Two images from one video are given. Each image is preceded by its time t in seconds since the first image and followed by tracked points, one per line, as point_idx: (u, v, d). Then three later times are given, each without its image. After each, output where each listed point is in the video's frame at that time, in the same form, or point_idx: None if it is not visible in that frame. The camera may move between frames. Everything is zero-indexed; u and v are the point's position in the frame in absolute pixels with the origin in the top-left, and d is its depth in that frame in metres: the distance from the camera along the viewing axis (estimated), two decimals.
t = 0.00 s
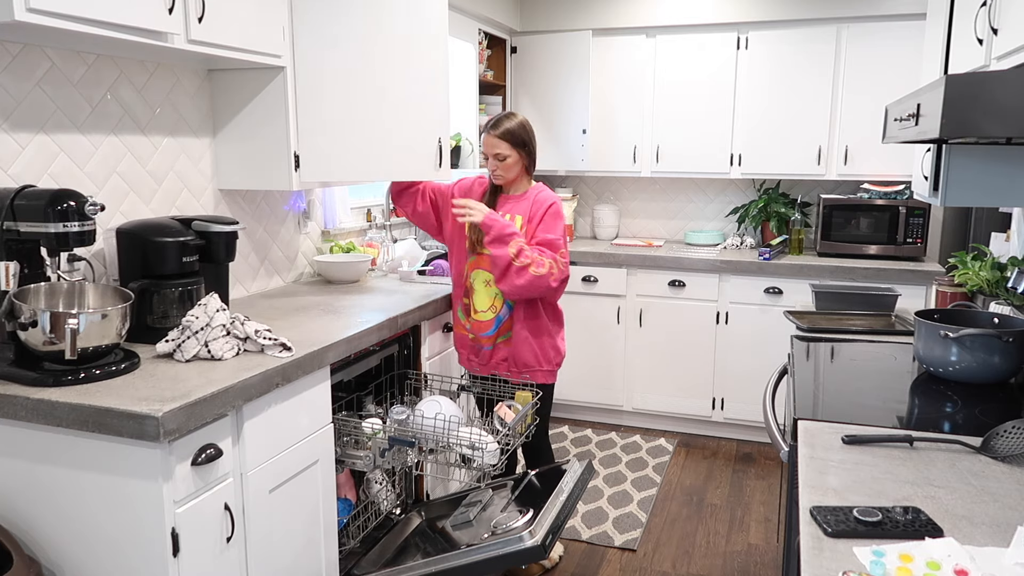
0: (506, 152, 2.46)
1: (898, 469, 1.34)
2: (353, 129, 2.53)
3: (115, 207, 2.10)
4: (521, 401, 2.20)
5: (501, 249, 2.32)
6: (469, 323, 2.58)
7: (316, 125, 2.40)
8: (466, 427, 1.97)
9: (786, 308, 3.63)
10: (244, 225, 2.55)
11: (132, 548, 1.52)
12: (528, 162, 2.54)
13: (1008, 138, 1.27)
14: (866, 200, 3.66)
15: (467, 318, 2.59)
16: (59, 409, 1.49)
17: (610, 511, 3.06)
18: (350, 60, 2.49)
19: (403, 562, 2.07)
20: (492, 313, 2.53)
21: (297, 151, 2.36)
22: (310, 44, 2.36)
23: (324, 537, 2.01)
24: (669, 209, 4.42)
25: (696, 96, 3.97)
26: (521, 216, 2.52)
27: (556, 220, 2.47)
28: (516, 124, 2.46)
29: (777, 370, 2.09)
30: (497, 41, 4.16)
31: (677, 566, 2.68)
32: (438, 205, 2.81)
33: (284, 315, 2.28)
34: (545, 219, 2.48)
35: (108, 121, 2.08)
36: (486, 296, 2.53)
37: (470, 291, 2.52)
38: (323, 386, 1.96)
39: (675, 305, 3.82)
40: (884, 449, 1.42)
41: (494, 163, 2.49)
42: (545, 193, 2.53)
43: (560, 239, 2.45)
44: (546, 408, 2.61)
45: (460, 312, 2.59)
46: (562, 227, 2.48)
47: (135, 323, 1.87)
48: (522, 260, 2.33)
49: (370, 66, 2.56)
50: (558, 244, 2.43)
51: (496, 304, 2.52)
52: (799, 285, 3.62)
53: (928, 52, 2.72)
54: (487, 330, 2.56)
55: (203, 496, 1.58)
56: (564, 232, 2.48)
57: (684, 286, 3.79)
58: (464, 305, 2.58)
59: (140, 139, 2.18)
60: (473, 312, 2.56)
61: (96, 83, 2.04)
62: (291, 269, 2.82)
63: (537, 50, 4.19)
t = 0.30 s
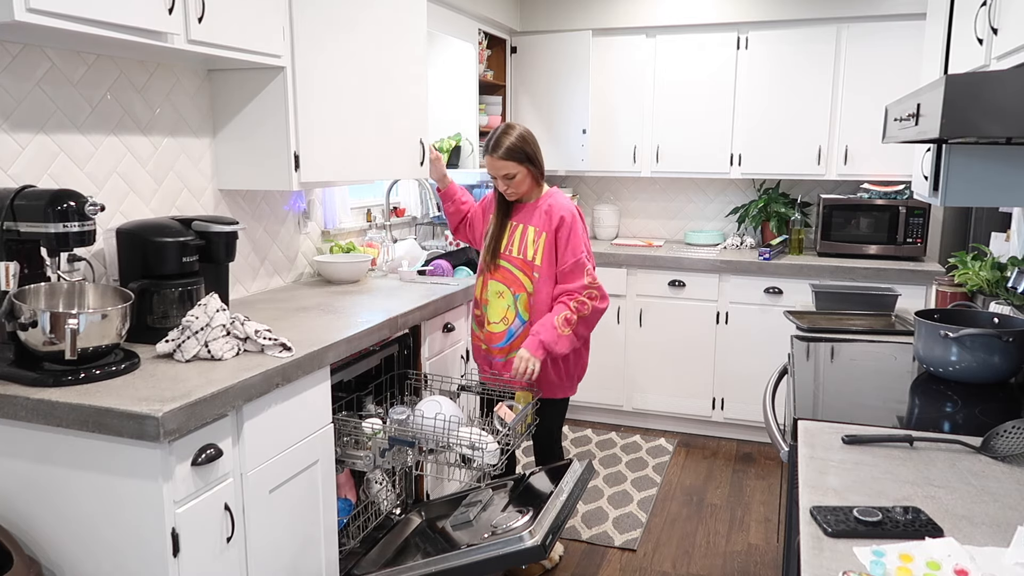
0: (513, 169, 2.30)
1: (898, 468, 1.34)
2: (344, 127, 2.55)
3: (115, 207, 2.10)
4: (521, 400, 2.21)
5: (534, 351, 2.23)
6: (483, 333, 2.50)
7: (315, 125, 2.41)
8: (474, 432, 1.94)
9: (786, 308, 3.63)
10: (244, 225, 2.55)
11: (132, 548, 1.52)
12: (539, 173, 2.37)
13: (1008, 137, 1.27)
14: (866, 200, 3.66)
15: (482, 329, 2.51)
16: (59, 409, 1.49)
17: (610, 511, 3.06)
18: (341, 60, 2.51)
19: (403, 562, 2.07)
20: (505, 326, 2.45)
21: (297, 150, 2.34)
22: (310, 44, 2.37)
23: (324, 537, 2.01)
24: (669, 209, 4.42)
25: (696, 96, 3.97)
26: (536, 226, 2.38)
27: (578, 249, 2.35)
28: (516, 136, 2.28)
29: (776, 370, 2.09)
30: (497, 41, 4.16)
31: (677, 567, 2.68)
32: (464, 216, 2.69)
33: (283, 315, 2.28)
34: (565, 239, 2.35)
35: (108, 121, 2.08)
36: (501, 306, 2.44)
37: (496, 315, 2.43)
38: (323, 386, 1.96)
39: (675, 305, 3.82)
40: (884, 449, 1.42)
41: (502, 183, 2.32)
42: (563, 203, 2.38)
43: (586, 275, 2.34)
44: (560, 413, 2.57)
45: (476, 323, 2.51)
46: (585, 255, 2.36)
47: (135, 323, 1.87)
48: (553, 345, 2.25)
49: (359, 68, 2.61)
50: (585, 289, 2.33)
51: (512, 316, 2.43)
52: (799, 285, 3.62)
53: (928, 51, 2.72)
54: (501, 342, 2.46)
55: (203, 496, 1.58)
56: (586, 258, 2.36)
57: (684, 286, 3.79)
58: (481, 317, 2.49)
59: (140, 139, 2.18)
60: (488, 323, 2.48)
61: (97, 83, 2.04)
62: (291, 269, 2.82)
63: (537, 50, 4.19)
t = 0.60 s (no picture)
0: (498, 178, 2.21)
1: (898, 468, 1.34)
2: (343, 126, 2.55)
3: (115, 208, 2.10)
4: (521, 400, 2.21)
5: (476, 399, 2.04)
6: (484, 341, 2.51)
7: (315, 125, 2.41)
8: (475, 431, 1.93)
9: (786, 308, 3.63)
10: (244, 225, 2.55)
11: (132, 548, 1.52)
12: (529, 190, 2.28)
13: (1008, 137, 1.27)
14: (866, 200, 3.66)
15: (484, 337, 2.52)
16: (59, 409, 1.49)
17: (610, 511, 3.06)
18: (340, 60, 2.52)
19: (403, 562, 2.08)
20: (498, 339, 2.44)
21: (297, 150, 2.34)
22: (309, 45, 2.37)
23: (324, 537, 2.01)
24: (669, 209, 4.42)
25: (696, 96, 3.97)
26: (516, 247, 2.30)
27: (537, 279, 2.19)
28: (508, 146, 2.20)
29: (776, 370, 2.08)
30: (497, 41, 4.16)
31: (677, 567, 2.68)
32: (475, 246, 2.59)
33: (283, 315, 2.28)
34: (528, 267, 2.21)
35: (107, 121, 2.07)
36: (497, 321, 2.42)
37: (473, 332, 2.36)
38: (323, 386, 1.96)
39: (675, 305, 3.82)
40: (884, 449, 1.42)
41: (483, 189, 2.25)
42: (547, 227, 2.23)
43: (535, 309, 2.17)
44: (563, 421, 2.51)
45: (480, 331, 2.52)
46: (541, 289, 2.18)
47: (135, 323, 1.87)
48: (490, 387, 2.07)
49: (358, 70, 2.61)
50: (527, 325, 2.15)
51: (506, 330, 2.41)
52: (799, 285, 3.62)
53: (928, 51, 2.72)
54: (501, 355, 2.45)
55: (203, 496, 1.58)
56: (545, 291, 2.18)
57: (684, 286, 3.79)
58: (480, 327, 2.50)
59: (140, 139, 2.18)
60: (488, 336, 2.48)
61: (97, 83, 2.04)
62: (291, 269, 2.82)
63: (537, 50, 4.19)
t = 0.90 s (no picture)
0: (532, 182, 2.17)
1: (898, 468, 1.34)
2: (343, 126, 2.55)
3: (115, 208, 2.10)
4: (522, 400, 2.21)
5: (556, 332, 2.19)
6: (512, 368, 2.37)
7: (315, 125, 2.41)
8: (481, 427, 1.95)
9: (786, 308, 3.63)
10: (244, 225, 2.55)
11: (132, 548, 1.52)
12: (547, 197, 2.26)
13: (1008, 137, 1.27)
14: (866, 200, 3.66)
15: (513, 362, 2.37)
16: (59, 409, 1.49)
17: (610, 511, 3.06)
18: (340, 60, 2.52)
19: (403, 562, 2.08)
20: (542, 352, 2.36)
21: (297, 150, 2.34)
22: (309, 45, 2.36)
23: (324, 537, 2.01)
24: (669, 209, 4.42)
25: (696, 96, 3.97)
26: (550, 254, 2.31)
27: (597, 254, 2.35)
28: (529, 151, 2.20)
29: (776, 370, 2.08)
30: (497, 41, 4.16)
31: (677, 567, 2.68)
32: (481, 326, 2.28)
33: (283, 315, 2.29)
34: (583, 251, 2.33)
35: (108, 121, 2.07)
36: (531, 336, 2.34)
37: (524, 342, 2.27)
38: (323, 386, 1.96)
39: (675, 305, 3.82)
40: (884, 449, 1.42)
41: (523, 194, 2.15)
42: (564, 221, 2.31)
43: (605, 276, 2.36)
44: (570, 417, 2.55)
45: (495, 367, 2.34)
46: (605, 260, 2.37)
47: (135, 323, 1.87)
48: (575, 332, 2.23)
49: (357, 70, 2.61)
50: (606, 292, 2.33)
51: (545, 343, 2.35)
52: (799, 285, 3.62)
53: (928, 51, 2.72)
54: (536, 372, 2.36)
55: (203, 496, 1.58)
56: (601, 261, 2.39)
57: (684, 286, 3.79)
58: (505, 367, 2.29)
59: (140, 139, 2.18)
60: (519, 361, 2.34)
61: (97, 83, 2.04)
62: (291, 269, 2.82)
63: (537, 50, 4.20)
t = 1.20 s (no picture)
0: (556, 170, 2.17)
1: (898, 468, 1.34)
2: (343, 126, 2.55)
3: (115, 208, 2.10)
4: (521, 399, 2.21)
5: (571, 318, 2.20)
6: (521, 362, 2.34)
7: (315, 125, 2.41)
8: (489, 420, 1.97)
9: (786, 308, 3.63)
10: (244, 225, 2.55)
11: (132, 548, 1.52)
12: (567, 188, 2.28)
13: (1009, 137, 1.27)
14: (866, 200, 3.66)
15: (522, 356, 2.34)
16: (59, 409, 1.49)
17: (610, 511, 3.06)
18: (340, 59, 2.52)
19: (403, 562, 2.08)
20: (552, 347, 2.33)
21: (297, 150, 2.34)
22: (310, 45, 2.36)
23: (324, 537, 2.01)
24: (669, 209, 4.42)
25: (696, 96, 3.97)
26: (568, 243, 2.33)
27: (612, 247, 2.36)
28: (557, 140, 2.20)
29: (776, 370, 2.08)
30: (497, 41, 4.16)
31: (677, 567, 2.68)
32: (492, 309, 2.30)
33: (284, 315, 2.29)
34: (600, 242, 2.35)
35: (108, 121, 2.08)
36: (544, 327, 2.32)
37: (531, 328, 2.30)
38: (323, 386, 1.96)
39: (675, 305, 3.82)
40: (884, 449, 1.42)
41: (549, 182, 2.16)
42: (581, 211, 2.34)
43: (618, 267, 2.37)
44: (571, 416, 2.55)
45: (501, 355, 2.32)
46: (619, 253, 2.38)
47: (135, 323, 1.87)
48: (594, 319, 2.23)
49: (357, 69, 2.61)
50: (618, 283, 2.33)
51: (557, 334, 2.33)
52: (799, 285, 3.62)
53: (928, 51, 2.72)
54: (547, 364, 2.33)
55: (203, 496, 1.58)
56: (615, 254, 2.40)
57: (684, 286, 3.79)
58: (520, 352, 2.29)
59: (140, 139, 2.18)
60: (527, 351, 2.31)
61: (97, 83, 2.04)
62: (291, 269, 2.82)
63: (537, 50, 4.20)
